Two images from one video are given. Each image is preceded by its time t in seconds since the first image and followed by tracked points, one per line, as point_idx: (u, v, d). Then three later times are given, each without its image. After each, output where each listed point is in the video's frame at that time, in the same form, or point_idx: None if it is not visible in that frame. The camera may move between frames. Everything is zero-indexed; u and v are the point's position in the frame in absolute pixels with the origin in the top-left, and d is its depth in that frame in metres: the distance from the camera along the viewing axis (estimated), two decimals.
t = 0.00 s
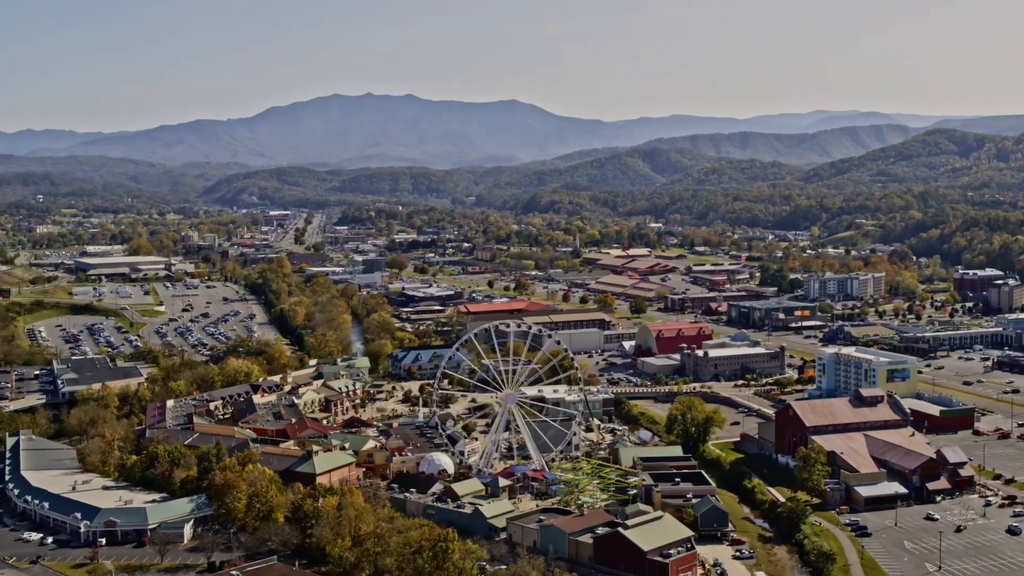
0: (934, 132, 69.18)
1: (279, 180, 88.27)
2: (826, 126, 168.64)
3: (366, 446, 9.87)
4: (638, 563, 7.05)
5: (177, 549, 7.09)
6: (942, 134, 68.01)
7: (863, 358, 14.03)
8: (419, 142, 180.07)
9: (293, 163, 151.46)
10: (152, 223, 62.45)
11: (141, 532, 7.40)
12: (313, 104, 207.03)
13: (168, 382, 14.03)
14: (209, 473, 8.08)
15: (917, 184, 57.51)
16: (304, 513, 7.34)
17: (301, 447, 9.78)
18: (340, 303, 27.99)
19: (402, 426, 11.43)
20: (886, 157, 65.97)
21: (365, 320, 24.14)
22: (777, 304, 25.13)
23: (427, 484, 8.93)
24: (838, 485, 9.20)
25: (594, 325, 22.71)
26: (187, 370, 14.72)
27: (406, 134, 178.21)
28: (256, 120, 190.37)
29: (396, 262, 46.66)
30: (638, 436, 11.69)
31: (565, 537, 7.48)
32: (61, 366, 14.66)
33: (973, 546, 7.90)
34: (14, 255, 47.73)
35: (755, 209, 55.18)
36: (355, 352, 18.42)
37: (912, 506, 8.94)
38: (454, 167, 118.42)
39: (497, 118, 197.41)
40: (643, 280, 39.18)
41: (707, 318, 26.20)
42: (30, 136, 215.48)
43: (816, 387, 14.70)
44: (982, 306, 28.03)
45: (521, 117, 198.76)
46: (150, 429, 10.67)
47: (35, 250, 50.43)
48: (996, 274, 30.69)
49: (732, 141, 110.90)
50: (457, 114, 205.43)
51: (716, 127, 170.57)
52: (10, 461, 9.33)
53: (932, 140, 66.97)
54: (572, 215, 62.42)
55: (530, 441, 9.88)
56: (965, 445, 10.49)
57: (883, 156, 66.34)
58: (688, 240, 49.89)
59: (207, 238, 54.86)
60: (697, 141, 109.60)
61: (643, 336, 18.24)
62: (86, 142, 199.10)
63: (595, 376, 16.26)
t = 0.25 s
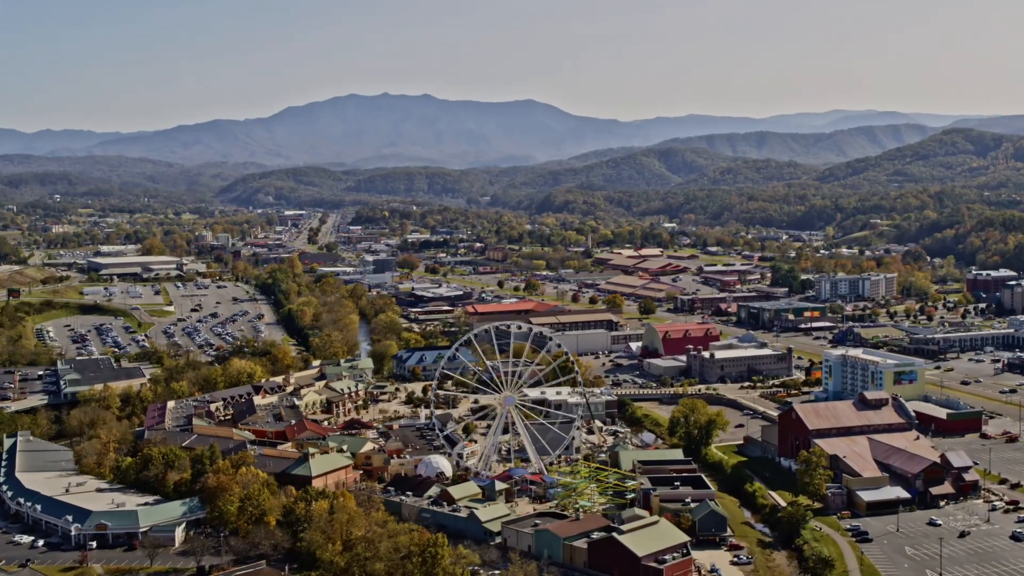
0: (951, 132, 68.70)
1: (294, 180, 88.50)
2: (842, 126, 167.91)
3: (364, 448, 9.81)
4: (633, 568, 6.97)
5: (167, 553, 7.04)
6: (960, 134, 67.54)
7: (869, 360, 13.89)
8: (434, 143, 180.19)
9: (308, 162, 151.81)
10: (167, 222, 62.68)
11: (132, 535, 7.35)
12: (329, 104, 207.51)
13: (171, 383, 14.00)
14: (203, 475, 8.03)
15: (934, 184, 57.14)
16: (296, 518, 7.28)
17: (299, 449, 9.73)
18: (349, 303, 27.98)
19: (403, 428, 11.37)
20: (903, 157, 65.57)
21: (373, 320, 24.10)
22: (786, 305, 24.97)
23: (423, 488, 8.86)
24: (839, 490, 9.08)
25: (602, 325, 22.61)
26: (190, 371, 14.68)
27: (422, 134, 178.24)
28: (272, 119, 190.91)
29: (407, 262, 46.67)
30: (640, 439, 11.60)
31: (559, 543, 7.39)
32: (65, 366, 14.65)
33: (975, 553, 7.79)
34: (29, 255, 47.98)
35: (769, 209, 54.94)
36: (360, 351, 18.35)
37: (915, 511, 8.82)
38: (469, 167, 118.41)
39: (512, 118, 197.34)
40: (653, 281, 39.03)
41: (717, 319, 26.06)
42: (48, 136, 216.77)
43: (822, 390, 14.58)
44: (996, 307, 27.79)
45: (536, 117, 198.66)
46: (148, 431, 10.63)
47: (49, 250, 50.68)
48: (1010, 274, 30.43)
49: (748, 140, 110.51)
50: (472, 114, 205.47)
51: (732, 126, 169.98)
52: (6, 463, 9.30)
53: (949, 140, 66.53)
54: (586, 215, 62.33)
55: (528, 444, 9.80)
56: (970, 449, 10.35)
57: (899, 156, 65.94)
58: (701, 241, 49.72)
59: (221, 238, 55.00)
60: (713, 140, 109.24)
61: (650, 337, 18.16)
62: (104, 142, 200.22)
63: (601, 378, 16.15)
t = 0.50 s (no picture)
0: (968, 131, 68.20)
1: (310, 179, 88.68)
2: (859, 125, 167.15)
3: (361, 450, 9.74)
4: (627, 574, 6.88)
5: (156, 556, 6.98)
6: (977, 133, 67.05)
7: (876, 361, 13.75)
8: (448, 142, 180.32)
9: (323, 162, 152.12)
10: (182, 222, 62.89)
11: (123, 538, 7.30)
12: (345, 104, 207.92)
13: (173, 384, 13.97)
14: (195, 477, 7.98)
15: (951, 183, 56.75)
16: (286, 521, 7.21)
17: (296, 451, 9.67)
18: (357, 303, 27.95)
19: (403, 429, 11.31)
20: (919, 156, 65.17)
21: (381, 320, 24.05)
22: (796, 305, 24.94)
23: (419, 491, 8.78)
24: (840, 494, 8.97)
25: (610, 326, 22.49)
26: (193, 372, 14.65)
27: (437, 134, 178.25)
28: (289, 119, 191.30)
29: (418, 262, 46.66)
30: (641, 442, 11.51)
31: (553, 547, 7.29)
32: (68, 367, 14.65)
33: (976, 559, 7.66)
34: (44, 254, 48.20)
35: (784, 208, 54.69)
36: (365, 352, 18.29)
37: (917, 516, 8.70)
38: (484, 167, 118.40)
39: (527, 118, 197.26)
40: (662, 281, 38.86)
41: (726, 319, 25.92)
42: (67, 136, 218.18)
43: (829, 392, 14.43)
44: (1009, 308, 27.53)
45: (550, 116, 198.50)
46: (146, 433, 10.59)
47: (63, 249, 50.92)
48: None
49: (765, 140, 110.10)
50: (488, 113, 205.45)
51: (747, 126, 169.40)
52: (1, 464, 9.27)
53: (966, 139, 66.06)
54: (600, 215, 62.20)
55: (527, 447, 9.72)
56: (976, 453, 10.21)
57: (916, 156, 65.54)
58: (714, 240, 49.52)
59: (234, 238, 55.14)
60: (729, 140, 108.88)
61: (656, 338, 18.05)
62: (122, 142, 201.43)
63: (605, 379, 16.04)
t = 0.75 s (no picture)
0: (986, 130, 67.71)
1: (326, 179, 88.81)
2: (876, 125, 166.43)
3: (358, 452, 9.68)
4: None
5: (145, 560, 6.93)
6: (994, 132, 66.56)
7: (883, 363, 13.60)
8: (464, 142, 180.39)
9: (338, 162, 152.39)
10: (196, 221, 63.04)
11: (113, 541, 7.24)
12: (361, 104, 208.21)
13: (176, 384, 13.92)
14: (188, 480, 7.93)
15: (968, 183, 56.38)
16: (276, 525, 7.15)
17: (293, 452, 9.60)
18: (365, 304, 27.92)
19: (403, 430, 11.23)
20: (936, 155, 64.77)
21: (388, 321, 24.00)
22: (805, 305, 25.43)
23: (416, 494, 8.71)
24: (842, 498, 8.85)
25: (617, 327, 22.36)
26: (196, 373, 14.60)
27: (452, 134, 178.37)
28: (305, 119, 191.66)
29: (429, 262, 46.63)
30: (643, 445, 11.41)
31: (548, 552, 7.21)
32: (71, 368, 14.63)
33: (978, 566, 7.53)
34: (58, 253, 48.42)
35: (798, 208, 54.41)
36: (370, 352, 18.23)
37: (920, 521, 8.57)
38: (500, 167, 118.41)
39: (542, 118, 197.14)
40: (672, 281, 38.67)
41: (736, 320, 25.76)
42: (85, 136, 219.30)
43: (835, 393, 14.30)
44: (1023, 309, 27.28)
45: (565, 116, 198.34)
46: (145, 434, 10.53)
47: (77, 249, 51.16)
48: None
49: (781, 139, 109.67)
50: (503, 113, 205.42)
51: (762, 126, 168.84)
52: None
53: (984, 138, 65.60)
54: (614, 215, 62.08)
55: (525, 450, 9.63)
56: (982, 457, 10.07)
57: (932, 155, 65.14)
58: (727, 240, 49.33)
59: (247, 238, 55.24)
60: (745, 139, 108.53)
61: (663, 339, 17.94)
62: (139, 142, 202.37)
63: (611, 381, 15.94)
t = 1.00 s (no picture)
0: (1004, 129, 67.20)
1: (341, 179, 88.88)
2: (892, 124, 165.60)
3: (355, 454, 9.61)
4: None
5: (134, 565, 6.85)
6: (1012, 132, 66.04)
7: (889, 365, 13.45)
8: (479, 142, 180.38)
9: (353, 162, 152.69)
10: (211, 221, 63.18)
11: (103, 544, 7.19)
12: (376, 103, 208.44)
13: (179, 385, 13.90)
14: (180, 483, 7.88)
15: (985, 182, 55.97)
16: (266, 530, 7.08)
17: (289, 455, 9.55)
18: (373, 304, 27.88)
19: (403, 432, 11.15)
20: (953, 155, 64.35)
21: (396, 321, 23.93)
22: (813, 305, 25.98)
23: (411, 497, 8.62)
24: (843, 503, 8.74)
25: (625, 327, 22.22)
26: (200, 373, 14.57)
27: (467, 134, 178.40)
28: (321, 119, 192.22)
29: (441, 262, 46.58)
30: (644, 447, 11.31)
31: (541, 557, 7.11)
32: (74, 368, 14.63)
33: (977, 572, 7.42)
34: (72, 253, 48.57)
35: (813, 208, 54.11)
36: (375, 352, 18.16)
37: (922, 526, 8.46)
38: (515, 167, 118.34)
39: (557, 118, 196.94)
40: (683, 281, 38.47)
41: (745, 321, 25.59)
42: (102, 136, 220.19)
43: (842, 396, 14.16)
44: None
45: (580, 115, 198.11)
46: (142, 436, 10.49)
47: (91, 248, 51.33)
48: None
49: (798, 139, 109.19)
50: (518, 112, 205.36)
51: (778, 125, 168.21)
52: None
53: (1001, 137, 65.12)
54: (628, 214, 61.93)
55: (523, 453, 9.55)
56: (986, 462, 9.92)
57: (949, 155, 64.71)
58: (740, 240, 49.12)
59: (261, 237, 55.32)
60: (761, 139, 108.14)
61: (669, 340, 17.82)
62: (156, 142, 203.18)
63: (615, 383, 15.83)
